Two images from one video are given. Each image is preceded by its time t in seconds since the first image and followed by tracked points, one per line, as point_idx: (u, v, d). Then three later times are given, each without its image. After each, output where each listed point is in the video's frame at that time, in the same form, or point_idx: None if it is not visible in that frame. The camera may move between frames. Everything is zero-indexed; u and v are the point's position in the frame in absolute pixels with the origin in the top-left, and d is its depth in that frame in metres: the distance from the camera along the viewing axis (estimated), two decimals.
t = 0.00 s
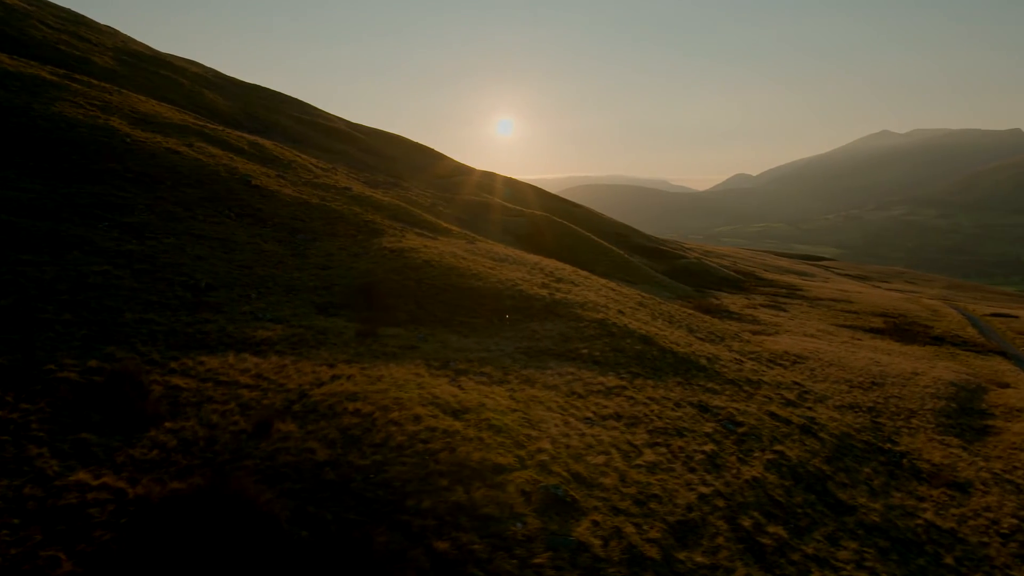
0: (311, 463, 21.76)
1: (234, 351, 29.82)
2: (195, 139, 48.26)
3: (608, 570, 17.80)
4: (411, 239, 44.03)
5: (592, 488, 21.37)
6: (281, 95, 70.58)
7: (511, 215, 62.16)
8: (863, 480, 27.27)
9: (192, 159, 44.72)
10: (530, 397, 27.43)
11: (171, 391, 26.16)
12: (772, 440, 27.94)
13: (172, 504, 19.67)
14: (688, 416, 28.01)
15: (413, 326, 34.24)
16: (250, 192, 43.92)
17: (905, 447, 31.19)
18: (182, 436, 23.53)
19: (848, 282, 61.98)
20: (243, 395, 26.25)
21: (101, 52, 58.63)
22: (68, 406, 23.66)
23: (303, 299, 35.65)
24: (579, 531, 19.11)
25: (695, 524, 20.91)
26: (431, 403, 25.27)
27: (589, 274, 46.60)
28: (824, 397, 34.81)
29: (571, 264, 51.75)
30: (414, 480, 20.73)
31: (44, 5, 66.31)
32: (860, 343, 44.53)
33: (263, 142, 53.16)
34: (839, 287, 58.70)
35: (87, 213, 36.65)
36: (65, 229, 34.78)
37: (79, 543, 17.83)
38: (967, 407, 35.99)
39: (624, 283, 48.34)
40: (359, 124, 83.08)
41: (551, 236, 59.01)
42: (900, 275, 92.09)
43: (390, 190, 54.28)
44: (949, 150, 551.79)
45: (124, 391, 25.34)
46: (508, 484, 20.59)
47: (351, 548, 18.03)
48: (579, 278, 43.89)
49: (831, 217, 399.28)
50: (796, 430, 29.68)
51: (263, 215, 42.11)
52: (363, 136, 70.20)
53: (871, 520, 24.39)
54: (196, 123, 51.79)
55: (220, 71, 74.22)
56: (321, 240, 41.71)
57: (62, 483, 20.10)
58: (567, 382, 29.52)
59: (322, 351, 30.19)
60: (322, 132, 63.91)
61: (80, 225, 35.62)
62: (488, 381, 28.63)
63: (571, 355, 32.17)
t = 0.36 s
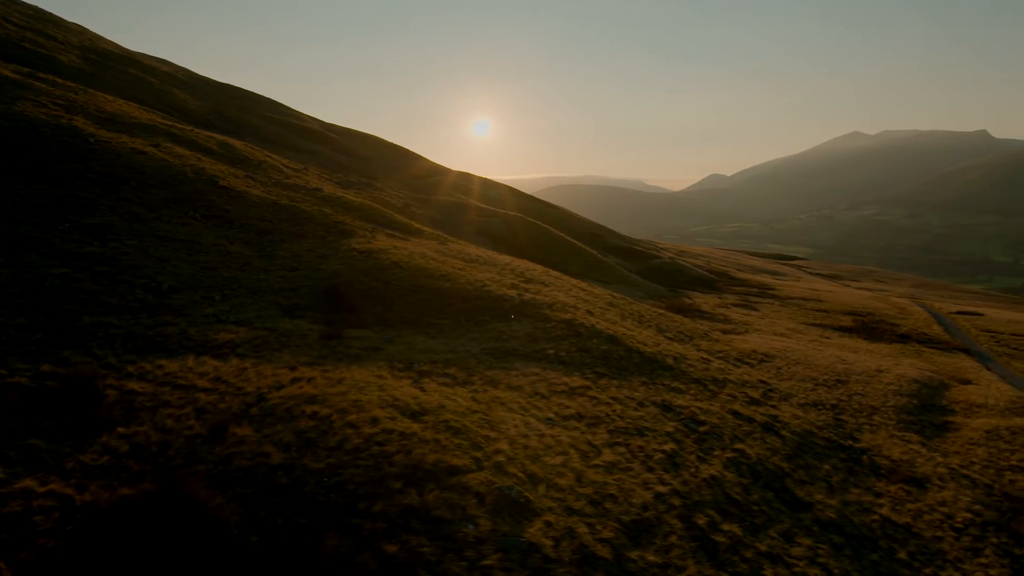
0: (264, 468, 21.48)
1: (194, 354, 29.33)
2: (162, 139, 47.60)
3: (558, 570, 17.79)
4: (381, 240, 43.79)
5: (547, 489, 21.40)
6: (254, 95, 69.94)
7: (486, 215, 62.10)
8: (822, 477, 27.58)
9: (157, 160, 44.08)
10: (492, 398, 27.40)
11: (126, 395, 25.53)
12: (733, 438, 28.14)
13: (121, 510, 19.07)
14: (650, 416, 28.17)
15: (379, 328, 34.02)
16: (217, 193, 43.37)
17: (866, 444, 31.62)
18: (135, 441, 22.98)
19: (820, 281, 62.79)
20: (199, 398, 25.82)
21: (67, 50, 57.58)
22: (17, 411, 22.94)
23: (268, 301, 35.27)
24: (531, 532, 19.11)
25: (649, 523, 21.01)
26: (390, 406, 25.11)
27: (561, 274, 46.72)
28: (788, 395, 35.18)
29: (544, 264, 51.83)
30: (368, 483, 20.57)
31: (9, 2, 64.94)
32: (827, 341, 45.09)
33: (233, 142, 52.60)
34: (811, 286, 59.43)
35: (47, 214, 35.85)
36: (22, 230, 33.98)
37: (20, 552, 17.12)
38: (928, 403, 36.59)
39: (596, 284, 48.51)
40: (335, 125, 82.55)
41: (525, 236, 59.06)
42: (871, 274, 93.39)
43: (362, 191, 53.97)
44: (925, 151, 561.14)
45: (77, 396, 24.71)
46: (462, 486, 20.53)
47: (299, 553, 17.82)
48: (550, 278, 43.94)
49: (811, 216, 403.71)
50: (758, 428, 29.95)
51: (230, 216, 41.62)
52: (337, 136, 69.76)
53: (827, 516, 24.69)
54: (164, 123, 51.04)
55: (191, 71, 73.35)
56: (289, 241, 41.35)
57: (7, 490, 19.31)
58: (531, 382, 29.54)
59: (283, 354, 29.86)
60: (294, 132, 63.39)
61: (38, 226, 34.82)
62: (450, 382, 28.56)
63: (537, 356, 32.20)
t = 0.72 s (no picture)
0: (216, 472, 21.21)
1: (153, 358, 28.75)
2: (128, 139, 46.88)
3: (507, 571, 17.79)
4: (351, 241, 43.58)
5: (502, 490, 21.41)
6: (226, 95, 69.26)
7: (461, 215, 62.01)
8: (782, 474, 27.92)
9: (123, 161, 43.39)
10: (454, 399, 27.41)
11: (81, 400, 24.78)
12: (694, 437, 28.37)
13: (66, 517, 18.60)
14: (613, 416, 28.33)
15: (345, 330, 33.84)
16: (184, 194, 42.79)
17: (827, 441, 32.06)
18: (86, 446, 22.38)
19: (791, 280, 63.63)
20: (156, 403, 25.36)
21: (32, 47, 56.43)
22: None
23: (233, 303, 34.86)
24: (483, 533, 19.09)
25: (604, 523, 21.10)
26: (349, 408, 24.97)
27: (532, 274, 46.83)
28: (753, 393, 35.58)
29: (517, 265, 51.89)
30: (321, 486, 20.42)
31: None
32: (795, 339, 45.66)
33: (202, 142, 51.99)
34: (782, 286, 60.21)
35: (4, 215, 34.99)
36: None
37: None
38: (890, 400, 37.20)
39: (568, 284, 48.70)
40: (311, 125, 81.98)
41: (500, 237, 59.11)
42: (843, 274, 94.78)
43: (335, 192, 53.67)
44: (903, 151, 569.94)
45: (29, 401, 23.89)
46: (416, 489, 20.45)
47: (247, 558, 17.60)
48: (520, 279, 44.01)
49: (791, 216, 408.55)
50: (720, 426, 30.24)
51: (197, 218, 41.09)
52: (311, 137, 69.28)
53: (783, 513, 24.99)
54: (131, 122, 50.26)
55: (162, 70, 72.34)
56: (257, 243, 40.97)
57: None
58: (495, 383, 29.60)
59: (245, 356, 29.54)
60: (267, 132, 62.84)
61: None
62: (414, 384, 28.52)
63: (503, 357, 32.27)
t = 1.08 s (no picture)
0: (167, 477, 20.82)
1: (110, 362, 28.01)
2: (93, 139, 46.08)
3: (457, 573, 17.71)
4: (320, 242, 43.29)
5: (458, 491, 21.35)
6: (198, 95, 68.54)
7: (436, 216, 61.83)
8: (743, 472, 28.16)
9: (86, 161, 42.60)
10: (416, 401, 27.35)
11: (32, 405, 23.90)
12: (657, 436, 28.52)
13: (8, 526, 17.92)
14: (576, 416, 28.40)
15: (311, 332, 33.59)
16: (149, 195, 42.13)
17: (790, 438, 32.41)
18: (35, 453, 21.52)
19: (764, 280, 64.32)
20: (109, 407, 24.72)
21: None
22: None
23: (196, 306, 34.36)
24: (435, 535, 19.00)
25: (559, 523, 21.12)
26: (307, 410, 24.75)
27: (504, 275, 46.83)
28: (719, 392, 35.89)
29: (490, 266, 51.87)
30: (272, 490, 20.19)
31: None
32: (765, 338, 46.13)
33: (171, 142, 51.32)
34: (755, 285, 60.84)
35: None
36: None
37: None
38: (854, 397, 37.71)
39: (540, 285, 48.80)
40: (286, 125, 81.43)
41: (475, 237, 59.04)
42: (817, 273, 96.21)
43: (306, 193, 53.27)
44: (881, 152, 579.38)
45: None
46: (369, 491, 20.32)
47: (192, 564, 17.29)
48: (491, 279, 44.02)
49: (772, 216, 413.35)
50: (684, 424, 30.44)
51: (162, 219, 40.49)
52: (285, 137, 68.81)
53: (741, 510, 25.19)
54: (96, 122, 49.39)
55: (132, 68, 71.24)
56: (223, 244, 40.51)
57: None
58: (459, 385, 29.57)
59: (205, 360, 29.13)
60: (239, 132, 62.20)
61: None
62: (377, 386, 28.40)
63: (469, 358, 32.28)
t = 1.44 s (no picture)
0: (115, 482, 20.29)
1: (64, 366, 27.17)
2: (55, 139, 45.17)
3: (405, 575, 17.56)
4: (289, 244, 42.91)
5: (412, 493, 21.20)
6: (169, 95, 67.72)
7: (410, 217, 61.56)
8: (705, 470, 28.33)
9: (47, 161, 41.71)
10: (378, 403, 27.15)
11: None
12: (620, 435, 28.59)
13: None
14: (539, 416, 28.38)
15: (275, 334, 33.24)
16: (112, 196, 41.41)
17: (755, 436, 32.65)
18: None
19: (738, 279, 64.90)
20: (60, 411, 23.89)
21: None
22: None
23: (158, 308, 33.75)
24: (386, 537, 18.84)
25: (514, 523, 21.06)
26: (263, 413, 24.44)
27: (476, 276, 46.70)
28: (686, 391, 36.08)
29: (463, 267, 51.74)
30: (222, 494, 19.83)
31: None
32: (735, 337, 46.49)
33: (137, 142, 50.56)
34: (728, 284, 61.33)
35: None
36: None
37: None
38: (820, 395, 38.09)
39: (513, 285, 48.81)
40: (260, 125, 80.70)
41: (449, 238, 58.86)
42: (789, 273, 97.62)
43: (277, 194, 52.78)
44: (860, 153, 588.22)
45: None
46: (321, 495, 20.09)
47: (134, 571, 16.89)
48: (462, 280, 43.92)
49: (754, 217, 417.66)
50: (648, 423, 30.55)
51: (125, 220, 39.82)
52: (258, 137, 68.16)
53: (701, 508, 25.30)
54: (59, 121, 48.43)
55: (99, 67, 70.04)
56: (189, 246, 39.96)
57: None
58: (423, 386, 29.42)
59: (163, 363, 28.62)
60: (209, 132, 61.47)
61: None
62: (340, 388, 28.16)
63: (435, 359, 32.16)
